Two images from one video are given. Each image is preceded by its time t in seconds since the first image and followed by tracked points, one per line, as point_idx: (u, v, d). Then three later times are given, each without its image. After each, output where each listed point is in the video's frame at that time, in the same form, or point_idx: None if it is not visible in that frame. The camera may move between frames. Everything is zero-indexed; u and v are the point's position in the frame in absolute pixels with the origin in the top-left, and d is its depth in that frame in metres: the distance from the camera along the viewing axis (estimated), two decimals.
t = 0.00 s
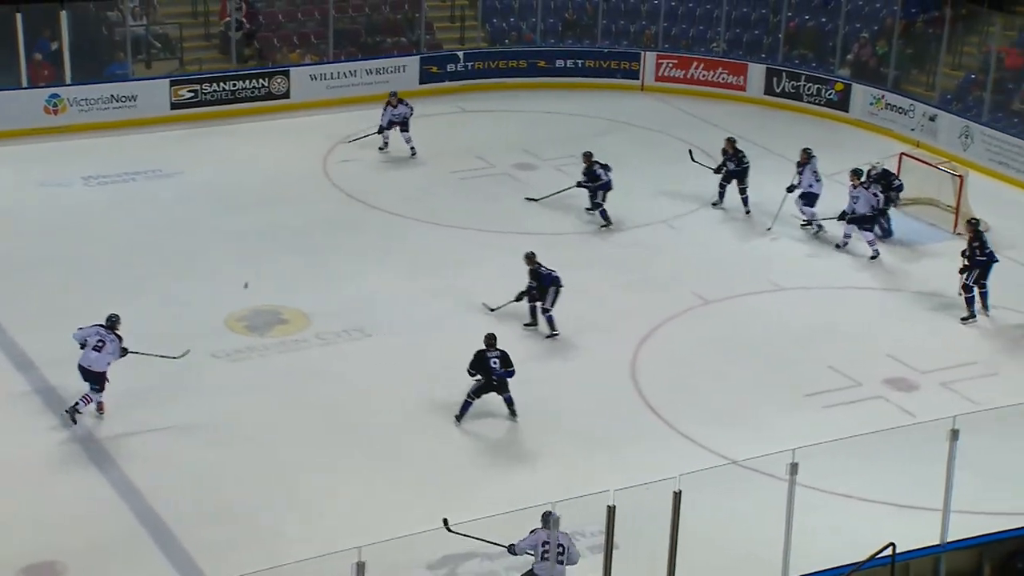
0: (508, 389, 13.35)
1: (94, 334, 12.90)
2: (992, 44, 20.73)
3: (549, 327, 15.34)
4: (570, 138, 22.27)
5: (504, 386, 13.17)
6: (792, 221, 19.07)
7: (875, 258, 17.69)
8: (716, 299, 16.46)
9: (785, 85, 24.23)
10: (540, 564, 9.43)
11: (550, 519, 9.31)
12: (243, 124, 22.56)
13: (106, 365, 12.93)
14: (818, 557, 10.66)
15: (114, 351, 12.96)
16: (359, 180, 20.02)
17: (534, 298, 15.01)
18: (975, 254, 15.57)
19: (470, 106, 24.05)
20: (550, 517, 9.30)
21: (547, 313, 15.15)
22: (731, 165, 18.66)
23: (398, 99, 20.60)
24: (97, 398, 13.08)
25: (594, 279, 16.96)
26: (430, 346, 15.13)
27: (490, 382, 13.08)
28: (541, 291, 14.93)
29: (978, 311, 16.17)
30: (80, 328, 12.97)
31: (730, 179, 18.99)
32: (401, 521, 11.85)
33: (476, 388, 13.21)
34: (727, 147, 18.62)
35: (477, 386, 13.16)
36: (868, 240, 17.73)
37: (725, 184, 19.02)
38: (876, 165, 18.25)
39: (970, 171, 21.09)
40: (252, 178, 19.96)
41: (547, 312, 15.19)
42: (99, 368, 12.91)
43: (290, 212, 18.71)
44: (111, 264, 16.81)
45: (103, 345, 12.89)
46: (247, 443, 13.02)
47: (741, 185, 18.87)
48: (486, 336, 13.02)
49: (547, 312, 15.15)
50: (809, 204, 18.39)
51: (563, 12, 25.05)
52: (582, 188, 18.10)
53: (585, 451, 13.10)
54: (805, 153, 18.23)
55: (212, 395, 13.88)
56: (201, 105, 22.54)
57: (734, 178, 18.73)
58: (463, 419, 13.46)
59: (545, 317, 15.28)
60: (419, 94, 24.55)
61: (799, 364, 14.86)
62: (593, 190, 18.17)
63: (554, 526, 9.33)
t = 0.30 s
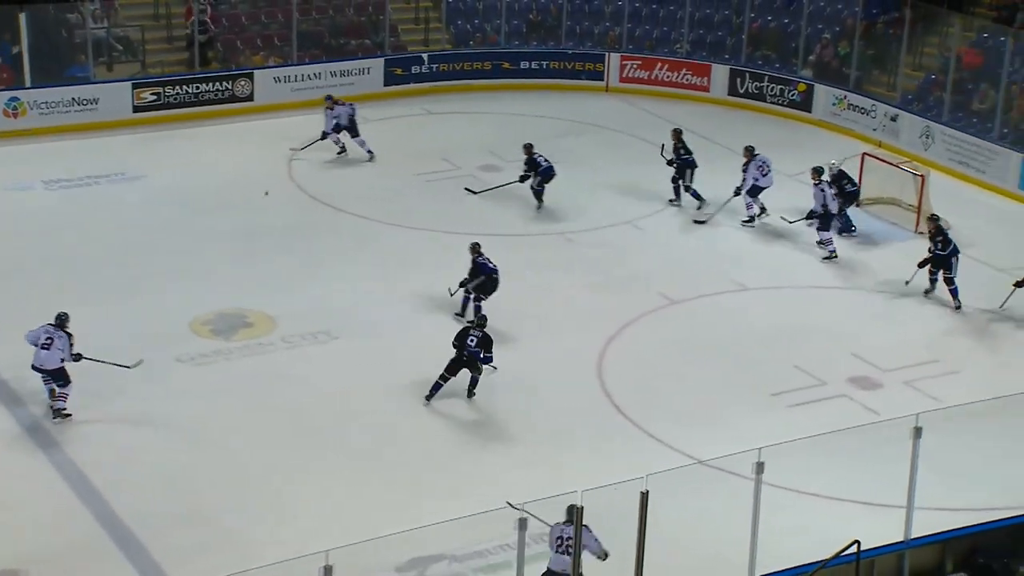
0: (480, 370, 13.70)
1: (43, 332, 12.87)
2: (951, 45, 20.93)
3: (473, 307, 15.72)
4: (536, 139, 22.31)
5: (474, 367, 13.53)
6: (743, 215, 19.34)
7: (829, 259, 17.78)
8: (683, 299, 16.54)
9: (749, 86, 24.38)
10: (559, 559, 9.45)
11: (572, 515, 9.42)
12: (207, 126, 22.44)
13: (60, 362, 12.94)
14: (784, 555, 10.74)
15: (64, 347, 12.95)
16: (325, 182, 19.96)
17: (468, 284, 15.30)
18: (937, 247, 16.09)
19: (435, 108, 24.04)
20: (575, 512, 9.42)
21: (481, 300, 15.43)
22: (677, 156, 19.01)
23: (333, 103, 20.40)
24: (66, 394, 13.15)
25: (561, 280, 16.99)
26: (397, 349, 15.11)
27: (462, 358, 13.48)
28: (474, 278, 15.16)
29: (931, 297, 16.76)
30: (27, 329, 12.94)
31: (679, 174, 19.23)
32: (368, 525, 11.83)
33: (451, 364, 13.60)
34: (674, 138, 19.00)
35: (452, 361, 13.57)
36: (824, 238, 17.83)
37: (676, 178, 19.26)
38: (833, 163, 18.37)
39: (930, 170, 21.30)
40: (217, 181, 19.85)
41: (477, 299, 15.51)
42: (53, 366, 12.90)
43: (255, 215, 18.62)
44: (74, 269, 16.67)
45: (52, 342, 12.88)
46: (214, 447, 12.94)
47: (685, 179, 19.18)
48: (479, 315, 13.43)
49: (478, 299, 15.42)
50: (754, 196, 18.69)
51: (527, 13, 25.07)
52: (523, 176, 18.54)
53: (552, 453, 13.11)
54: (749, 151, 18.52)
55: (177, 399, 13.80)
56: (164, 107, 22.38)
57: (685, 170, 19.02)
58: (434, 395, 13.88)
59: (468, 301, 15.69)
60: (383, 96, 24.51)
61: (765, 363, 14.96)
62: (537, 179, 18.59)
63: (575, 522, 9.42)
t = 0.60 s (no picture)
0: (469, 350, 14.16)
1: None
2: (910, 44, 21.12)
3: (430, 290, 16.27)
4: (500, 139, 22.32)
5: (462, 342, 14.02)
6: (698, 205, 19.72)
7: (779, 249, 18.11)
8: (647, 298, 16.60)
9: (712, 85, 24.51)
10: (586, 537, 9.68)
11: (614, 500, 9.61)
12: (170, 128, 22.30)
13: (3, 341, 13.20)
14: (748, 552, 10.80)
15: (7, 325, 13.22)
16: (289, 184, 19.88)
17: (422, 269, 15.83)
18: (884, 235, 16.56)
19: (399, 109, 24.01)
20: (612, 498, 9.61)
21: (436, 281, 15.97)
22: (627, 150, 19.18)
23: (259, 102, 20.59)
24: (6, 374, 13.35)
25: (527, 280, 17.01)
26: (362, 350, 15.07)
27: (450, 333, 14.01)
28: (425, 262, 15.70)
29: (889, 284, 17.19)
30: None
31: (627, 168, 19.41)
32: (333, 527, 11.79)
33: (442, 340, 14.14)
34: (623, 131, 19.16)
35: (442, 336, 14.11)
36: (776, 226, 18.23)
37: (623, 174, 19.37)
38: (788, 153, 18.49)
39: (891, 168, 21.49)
40: (179, 182, 19.73)
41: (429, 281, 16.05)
42: None
43: (219, 217, 18.52)
44: (36, 272, 16.52)
45: None
46: (216, 449, 12.92)
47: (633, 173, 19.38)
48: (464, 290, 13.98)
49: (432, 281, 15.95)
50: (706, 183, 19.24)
51: (490, 14, 25.08)
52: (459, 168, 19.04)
53: (518, 453, 13.12)
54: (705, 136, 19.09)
55: (140, 402, 13.70)
56: (125, 109, 22.21)
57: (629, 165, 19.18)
58: (433, 376, 14.37)
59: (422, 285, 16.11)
60: (347, 97, 24.44)
61: (729, 361, 15.05)
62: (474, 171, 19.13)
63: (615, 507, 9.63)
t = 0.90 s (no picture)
0: (482, 335, 14.57)
1: None
2: (899, 48, 21.21)
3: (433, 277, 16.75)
4: (491, 144, 22.31)
5: (475, 326, 14.47)
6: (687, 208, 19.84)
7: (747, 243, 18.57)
8: (639, 301, 16.64)
9: (701, 89, 24.57)
10: (630, 517, 9.99)
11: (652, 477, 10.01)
12: (158, 132, 22.22)
13: None
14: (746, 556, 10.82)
15: None
16: (280, 188, 19.83)
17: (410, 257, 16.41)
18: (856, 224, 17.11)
19: (389, 113, 23.98)
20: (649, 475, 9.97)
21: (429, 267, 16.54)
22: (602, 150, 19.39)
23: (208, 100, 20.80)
24: None
25: (519, 284, 17.01)
26: (356, 355, 15.04)
27: (463, 318, 14.46)
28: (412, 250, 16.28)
29: (857, 280, 17.50)
30: None
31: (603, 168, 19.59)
32: (328, 531, 11.75)
33: (457, 327, 14.58)
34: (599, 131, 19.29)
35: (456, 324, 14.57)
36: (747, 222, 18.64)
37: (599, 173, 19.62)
38: (776, 154, 19.04)
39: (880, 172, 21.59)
40: (169, 187, 19.66)
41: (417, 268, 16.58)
42: None
43: (209, 221, 18.47)
44: (25, 277, 16.43)
45: None
46: (220, 452, 12.94)
47: (610, 172, 19.61)
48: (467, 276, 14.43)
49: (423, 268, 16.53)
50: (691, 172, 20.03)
51: (479, 18, 25.09)
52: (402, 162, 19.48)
53: (513, 458, 13.11)
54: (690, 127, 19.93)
55: (133, 408, 13.64)
56: (114, 114, 22.12)
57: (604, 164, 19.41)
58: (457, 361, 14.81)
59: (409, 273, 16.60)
60: (337, 101, 24.40)
61: (721, 364, 15.10)
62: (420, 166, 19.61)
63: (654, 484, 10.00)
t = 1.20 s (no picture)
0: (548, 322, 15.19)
1: (17, 280, 14.39)
2: (969, 57, 20.88)
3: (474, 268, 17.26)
4: (552, 151, 22.29)
5: (545, 315, 15.05)
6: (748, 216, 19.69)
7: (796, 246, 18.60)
8: (699, 310, 16.52)
9: (764, 97, 24.38)
10: (735, 497, 10.13)
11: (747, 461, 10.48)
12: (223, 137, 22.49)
13: (34, 305, 14.49)
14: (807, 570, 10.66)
15: (38, 291, 14.51)
16: (343, 193, 19.98)
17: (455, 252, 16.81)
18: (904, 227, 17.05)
19: (450, 119, 24.06)
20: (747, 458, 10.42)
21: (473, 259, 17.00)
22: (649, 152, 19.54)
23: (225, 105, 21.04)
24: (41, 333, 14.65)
25: (579, 291, 16.96)
26: (416, 360, 15.08)
27: (533, 311, 14.97)
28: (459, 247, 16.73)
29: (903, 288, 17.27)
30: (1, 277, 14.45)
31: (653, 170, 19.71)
32: (385, 536, 11.77)
33: (526, 319, 15.09)
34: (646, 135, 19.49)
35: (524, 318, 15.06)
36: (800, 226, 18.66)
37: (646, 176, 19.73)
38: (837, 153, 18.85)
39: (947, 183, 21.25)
40: (233, 191, 19.88)
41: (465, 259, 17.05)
42: (29, 309, 14.46)
43: (271, 225, 18.65)
44: (92, 278, 16.69)
45: (28, 288, 14.43)
46: (279, 454, 13.03)
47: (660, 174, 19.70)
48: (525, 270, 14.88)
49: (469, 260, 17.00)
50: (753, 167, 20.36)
51: (541, 25, 25.19)
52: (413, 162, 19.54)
53: (571, 466, 13.06)
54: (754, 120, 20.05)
55: (195, 409, 13.78)
56: (180, 119, 22.39)
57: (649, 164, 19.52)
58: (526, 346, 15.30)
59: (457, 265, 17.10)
60: (399, 107, 24.54)
61: (782, 375, 14.94)
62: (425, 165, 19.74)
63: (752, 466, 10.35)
